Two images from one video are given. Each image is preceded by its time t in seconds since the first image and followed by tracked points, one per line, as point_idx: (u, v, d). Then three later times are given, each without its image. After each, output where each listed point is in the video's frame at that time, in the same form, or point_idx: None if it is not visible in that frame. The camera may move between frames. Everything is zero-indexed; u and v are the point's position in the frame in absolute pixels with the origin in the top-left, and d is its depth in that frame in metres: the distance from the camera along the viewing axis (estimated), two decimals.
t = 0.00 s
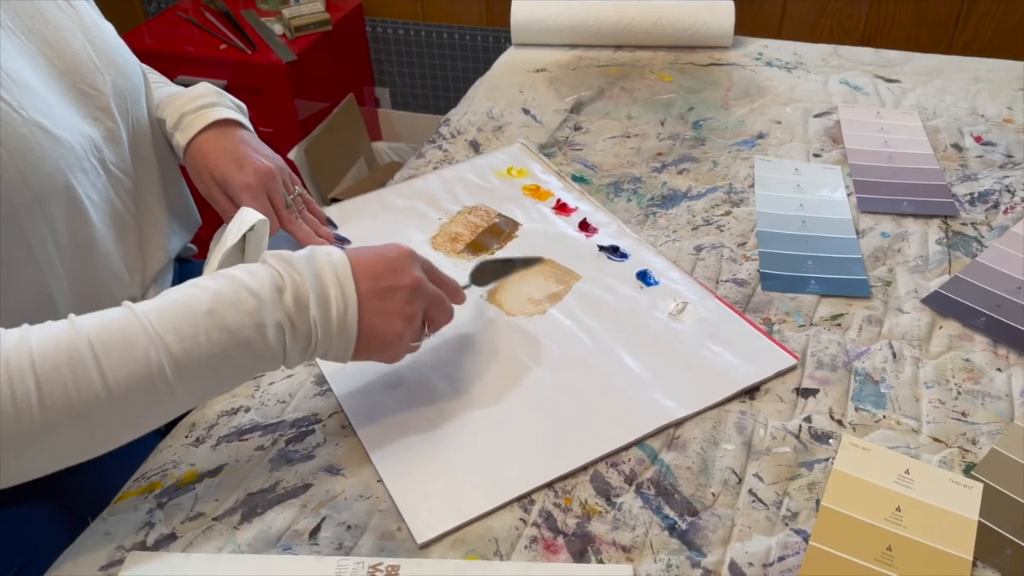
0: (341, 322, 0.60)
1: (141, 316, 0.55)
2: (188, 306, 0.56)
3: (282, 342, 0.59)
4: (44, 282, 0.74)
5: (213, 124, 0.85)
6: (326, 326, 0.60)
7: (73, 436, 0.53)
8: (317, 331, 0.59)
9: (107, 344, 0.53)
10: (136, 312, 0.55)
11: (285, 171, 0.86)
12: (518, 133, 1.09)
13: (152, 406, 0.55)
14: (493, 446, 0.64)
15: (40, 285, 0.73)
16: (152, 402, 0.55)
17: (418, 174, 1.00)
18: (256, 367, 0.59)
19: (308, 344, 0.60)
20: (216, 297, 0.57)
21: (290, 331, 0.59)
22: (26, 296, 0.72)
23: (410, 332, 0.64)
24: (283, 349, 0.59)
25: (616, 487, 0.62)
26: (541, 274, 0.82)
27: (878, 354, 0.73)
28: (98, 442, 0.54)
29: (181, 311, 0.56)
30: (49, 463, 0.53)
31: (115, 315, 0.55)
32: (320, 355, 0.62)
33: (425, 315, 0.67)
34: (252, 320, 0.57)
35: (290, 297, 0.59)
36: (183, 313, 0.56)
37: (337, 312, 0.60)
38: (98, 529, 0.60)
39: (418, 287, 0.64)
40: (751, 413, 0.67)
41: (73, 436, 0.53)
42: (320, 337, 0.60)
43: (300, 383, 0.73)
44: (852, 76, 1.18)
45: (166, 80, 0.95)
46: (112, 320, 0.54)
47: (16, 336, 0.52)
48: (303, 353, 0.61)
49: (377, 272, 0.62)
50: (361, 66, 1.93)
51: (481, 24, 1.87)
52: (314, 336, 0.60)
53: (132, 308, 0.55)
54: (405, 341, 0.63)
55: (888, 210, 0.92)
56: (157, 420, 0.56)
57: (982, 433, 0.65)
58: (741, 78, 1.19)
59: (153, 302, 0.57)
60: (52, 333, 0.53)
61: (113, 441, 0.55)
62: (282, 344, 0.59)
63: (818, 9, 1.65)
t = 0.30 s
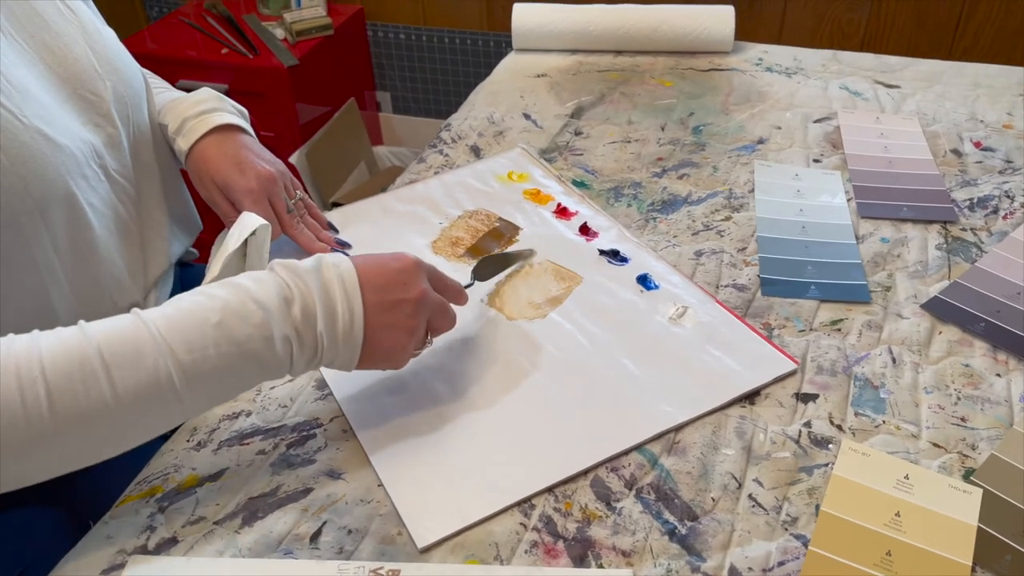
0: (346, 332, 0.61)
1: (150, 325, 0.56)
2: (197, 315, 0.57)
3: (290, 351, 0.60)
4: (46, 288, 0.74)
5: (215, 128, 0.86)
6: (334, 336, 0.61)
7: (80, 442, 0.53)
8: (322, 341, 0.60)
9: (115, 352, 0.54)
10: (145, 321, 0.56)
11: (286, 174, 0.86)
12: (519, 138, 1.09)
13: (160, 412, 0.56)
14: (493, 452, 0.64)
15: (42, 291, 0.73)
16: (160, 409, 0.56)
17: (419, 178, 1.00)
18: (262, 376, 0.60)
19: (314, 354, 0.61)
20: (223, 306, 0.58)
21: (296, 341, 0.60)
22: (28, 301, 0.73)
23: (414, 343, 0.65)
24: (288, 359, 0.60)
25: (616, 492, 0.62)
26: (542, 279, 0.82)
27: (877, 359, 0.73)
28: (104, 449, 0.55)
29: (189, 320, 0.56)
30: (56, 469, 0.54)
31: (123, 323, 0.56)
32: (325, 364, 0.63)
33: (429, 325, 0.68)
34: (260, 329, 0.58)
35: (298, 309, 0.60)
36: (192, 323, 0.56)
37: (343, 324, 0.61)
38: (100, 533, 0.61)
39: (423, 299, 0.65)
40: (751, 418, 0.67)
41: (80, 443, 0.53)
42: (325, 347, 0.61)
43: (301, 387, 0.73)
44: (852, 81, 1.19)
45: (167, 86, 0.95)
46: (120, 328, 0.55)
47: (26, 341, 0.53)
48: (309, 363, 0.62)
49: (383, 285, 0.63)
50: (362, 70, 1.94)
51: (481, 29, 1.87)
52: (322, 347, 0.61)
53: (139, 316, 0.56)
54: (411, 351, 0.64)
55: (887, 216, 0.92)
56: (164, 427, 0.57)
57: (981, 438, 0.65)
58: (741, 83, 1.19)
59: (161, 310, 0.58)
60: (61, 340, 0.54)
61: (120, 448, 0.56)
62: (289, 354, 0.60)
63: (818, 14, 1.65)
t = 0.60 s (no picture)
0: (299, 315, 0.59)
1: (111, 328, 0.55)
2: (158, 316, 0.57)
3: (248, 348, 0.58)
4: (42, 291, 0.74)
5: (215, 133, 0.86)
6: (291, 327, 0.59)
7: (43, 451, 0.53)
8: (280, 343, 0.59)
9: (79, 353, 0.53)
10: (107, 325, 0.56)
11: (286, 179, 0.86)
12: (519, 142, 1.10)
13: (121, 418, 0.55)
14: (492, 456, 0.64)
15: (39, 294, 0.74)
16: (124, 414, 0.55)
17: (419, 182, 1.01)
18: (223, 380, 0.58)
19: (274, 354, 0.60)
20: (184, 306, 0.58)
21: (254, 341, 0.58)
22: (24, 304, 0.73)
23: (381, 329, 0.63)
24: (248, 361, 0.59)
25: (615, 495, 0.62)
26: (541, 283, 0.82)
27: (876, 363, 0.73)
28: (66, 460, 0.54)
29: (150, 321, 0.56)
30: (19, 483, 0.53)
31: (84, 329, 0.55)
32: (288, 363, 0.60)
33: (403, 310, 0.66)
34: (218, 322, 0.57)
35: (254, 307, 0.59)
36: (154, 323, 0.56)
37: (297, 320, 0.59)
38: (100, 536, 0.61)
39: (379, 282, 0.64)
40: (749, 421, 0.68)
41: (43, 447, 0.52)
42: (284, 349, 0.59)
43: (301, 390, 0.73)
44: (851, 85, 1.19)
45: (168, 91, 0.96)
46: (82, 332, 0.55)
47: None
48: (271, 364, 0.60)
49: (335, 278, 0.63)
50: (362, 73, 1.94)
51: (481, 32, 1.88)
52: (280, 339, 0.59)
53: (101, 321, 0.56)
54: (374, 328, 0.62)
55: (886, 220, 0.92)
56: (126, 435, 0.56)
57: (979, 442, 0.65)
58: (741, 87, 1.20)
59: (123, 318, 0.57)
60: (22, 345, 0.53)
61: (83, 457, 0.55)
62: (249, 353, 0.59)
63: (818, 18, 1.65)
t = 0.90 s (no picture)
0: (310, 249, 0.58)
1: (112, 279, 0.54)
2: (160, 262, 0.56)
3: (255, 286, 0.57)
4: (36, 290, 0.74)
5: (214, 135, 0.86)
6: (299, 264, 0.57)
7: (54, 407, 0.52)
8: (286, 276, 0.57)
9: (81, 308, 0.53)
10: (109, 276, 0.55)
11: (285, 181, 0.85)
12: (518, 144, 1.10)
13: (132, 366, 0.54)
14: (491, 457, 0.64)
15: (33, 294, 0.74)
16: (135, 363, 0.54)
17: (419, 183, 1.01)
18: (232, 319, 0.57)
19: (282, 291, 0.58)
20: (186, 250, 0.57)
21: (260, 276, 0.57)
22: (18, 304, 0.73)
23: (394, 270, 0.62)
24: (256, 298, 0.57)
25: (614, 496, 0.62)
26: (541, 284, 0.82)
27: (875, 364, 0.73)
28: (79, 418, 0.54)
29: (152, 268, 0.55)
30: (30, 448, 0.53)
31: (87, 283, 0.55)
32: (300, 302, 0.59)
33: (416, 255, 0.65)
34: (221, 262, 0.56)
35: (258, 241, 0.57)
36: (156, 269, 0.55)
37: (305, 252, 0.57)
38: (99, 537, 0.61)
39: (395, 224, 0.63)
40: (748, 422, 0.68)
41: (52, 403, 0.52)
42: (292, 284, 0.57)
43: (301, 391, 0.73)
44: (850, 87, 1.19)
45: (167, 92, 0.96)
46: (83, 287, 0.54)
47: None
48: (281, 301, 0.58)
49: (349, 219, 0.61)
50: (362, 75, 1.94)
51: (481, 34, 1.88)
52: (288, 276, 0.57)
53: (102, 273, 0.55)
54: (387, 268, 0.61)
55: (884, 221, 0.92)
56: (138, 387, 0.56)
57: (978, 443, 0.65)
58: (740, 89, 1.20)
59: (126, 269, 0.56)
60: (23, 306, 0.52)
61: (94, 416, 0.55)
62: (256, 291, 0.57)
63: (818, 20, 1.66)
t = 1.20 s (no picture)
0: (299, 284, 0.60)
1: (113, 307, 0.56)
2: (159, 294, 0.57)
3: (249, 319, 0.58)
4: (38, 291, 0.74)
5: (213, 137, 0.86)
6: (290, 298, 0.59)
7: (47, 430, 0.53)
8: (279, 310, 0.59)
9: (83, 331, 0.54)
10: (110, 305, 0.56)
11: (284, 183, 0.86)
12: (517, 146, 1.10)
13: (129, 392, 0.55)
14: (490, 459, 0.64)
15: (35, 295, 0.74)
16: (129, 391, 0.55)
17: (418, 185, 1.01)
18: (226, 354, 0.58)
19: (274, 326, 0.59)
20: (184, 284, 0.58)
21: (254, 310, 0.58)
22: (18, 304, 0.73)
23: (381, 297, 0.64)
24: (249, 332, 0.59)
25: (613, 498, 0.62)
26: (540, 286, 0.82)
27: (874, 366, 0.73)
28: (71, 443, 0.54)
29: (152, 298, 0.57)
30: (23, 464, 0.53)
31: (88, 310, 0.56)
32: (290, 338, 0.60)
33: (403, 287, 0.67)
34: (217, 295, 0.58)
35: (252, 277, 0.59)
36: (155, 300, 0.56)
37: (294, 287, 0.59)
38: (98, 539, 0.61)
39: (376, 256, 0.65)
40: (748, 424, 0.68)
41: (48, 423, 0.52)
42: (283, 318, 0.59)
43: (300, 393, 0.73)
44: (849, 89, 1.19)
45: (167, 93, 0.96)
46: (85, 312, 0.55)
47: None
48: (273, 337, 0.60)
49: (332, 259, 0.64)
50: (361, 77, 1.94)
51: (481, 37, 1.88)
52: (279, 310, 0.59)
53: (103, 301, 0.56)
54: (374, 294, 0.63)
55: (883, 222, 0.92)
56: (131, 417, 0.56)
57: (977, 445, 0.66)
58: (738, 91, 1.20)
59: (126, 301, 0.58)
60: (25, 326, 0.53)
61: (87, 441, 0.55)
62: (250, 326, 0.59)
63: (816, 22, 1.66)
